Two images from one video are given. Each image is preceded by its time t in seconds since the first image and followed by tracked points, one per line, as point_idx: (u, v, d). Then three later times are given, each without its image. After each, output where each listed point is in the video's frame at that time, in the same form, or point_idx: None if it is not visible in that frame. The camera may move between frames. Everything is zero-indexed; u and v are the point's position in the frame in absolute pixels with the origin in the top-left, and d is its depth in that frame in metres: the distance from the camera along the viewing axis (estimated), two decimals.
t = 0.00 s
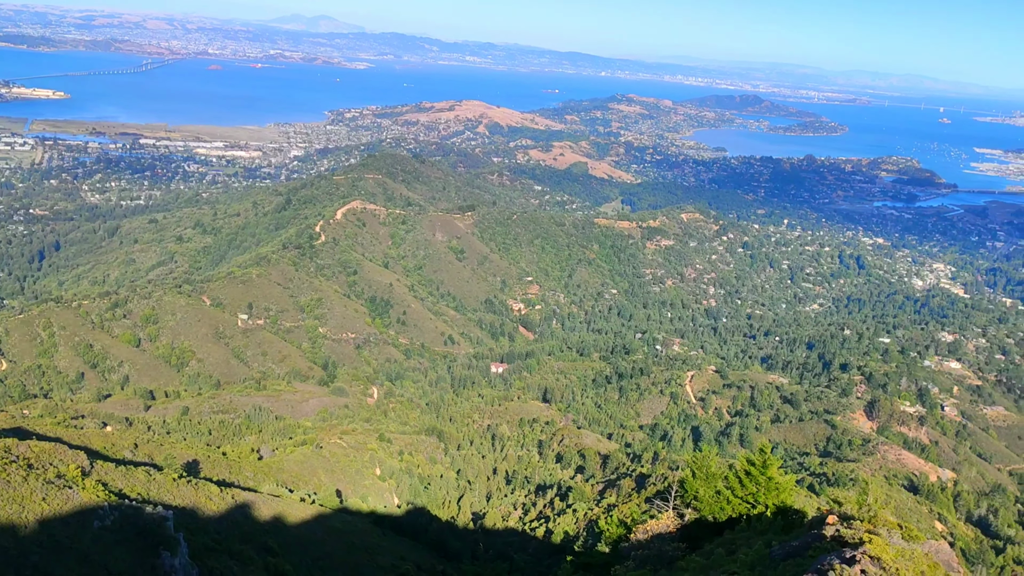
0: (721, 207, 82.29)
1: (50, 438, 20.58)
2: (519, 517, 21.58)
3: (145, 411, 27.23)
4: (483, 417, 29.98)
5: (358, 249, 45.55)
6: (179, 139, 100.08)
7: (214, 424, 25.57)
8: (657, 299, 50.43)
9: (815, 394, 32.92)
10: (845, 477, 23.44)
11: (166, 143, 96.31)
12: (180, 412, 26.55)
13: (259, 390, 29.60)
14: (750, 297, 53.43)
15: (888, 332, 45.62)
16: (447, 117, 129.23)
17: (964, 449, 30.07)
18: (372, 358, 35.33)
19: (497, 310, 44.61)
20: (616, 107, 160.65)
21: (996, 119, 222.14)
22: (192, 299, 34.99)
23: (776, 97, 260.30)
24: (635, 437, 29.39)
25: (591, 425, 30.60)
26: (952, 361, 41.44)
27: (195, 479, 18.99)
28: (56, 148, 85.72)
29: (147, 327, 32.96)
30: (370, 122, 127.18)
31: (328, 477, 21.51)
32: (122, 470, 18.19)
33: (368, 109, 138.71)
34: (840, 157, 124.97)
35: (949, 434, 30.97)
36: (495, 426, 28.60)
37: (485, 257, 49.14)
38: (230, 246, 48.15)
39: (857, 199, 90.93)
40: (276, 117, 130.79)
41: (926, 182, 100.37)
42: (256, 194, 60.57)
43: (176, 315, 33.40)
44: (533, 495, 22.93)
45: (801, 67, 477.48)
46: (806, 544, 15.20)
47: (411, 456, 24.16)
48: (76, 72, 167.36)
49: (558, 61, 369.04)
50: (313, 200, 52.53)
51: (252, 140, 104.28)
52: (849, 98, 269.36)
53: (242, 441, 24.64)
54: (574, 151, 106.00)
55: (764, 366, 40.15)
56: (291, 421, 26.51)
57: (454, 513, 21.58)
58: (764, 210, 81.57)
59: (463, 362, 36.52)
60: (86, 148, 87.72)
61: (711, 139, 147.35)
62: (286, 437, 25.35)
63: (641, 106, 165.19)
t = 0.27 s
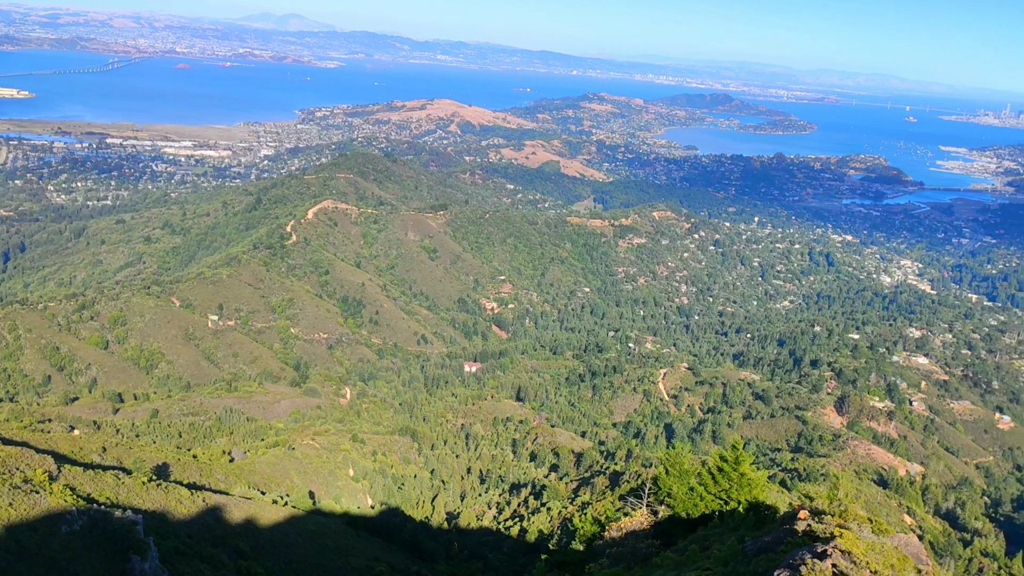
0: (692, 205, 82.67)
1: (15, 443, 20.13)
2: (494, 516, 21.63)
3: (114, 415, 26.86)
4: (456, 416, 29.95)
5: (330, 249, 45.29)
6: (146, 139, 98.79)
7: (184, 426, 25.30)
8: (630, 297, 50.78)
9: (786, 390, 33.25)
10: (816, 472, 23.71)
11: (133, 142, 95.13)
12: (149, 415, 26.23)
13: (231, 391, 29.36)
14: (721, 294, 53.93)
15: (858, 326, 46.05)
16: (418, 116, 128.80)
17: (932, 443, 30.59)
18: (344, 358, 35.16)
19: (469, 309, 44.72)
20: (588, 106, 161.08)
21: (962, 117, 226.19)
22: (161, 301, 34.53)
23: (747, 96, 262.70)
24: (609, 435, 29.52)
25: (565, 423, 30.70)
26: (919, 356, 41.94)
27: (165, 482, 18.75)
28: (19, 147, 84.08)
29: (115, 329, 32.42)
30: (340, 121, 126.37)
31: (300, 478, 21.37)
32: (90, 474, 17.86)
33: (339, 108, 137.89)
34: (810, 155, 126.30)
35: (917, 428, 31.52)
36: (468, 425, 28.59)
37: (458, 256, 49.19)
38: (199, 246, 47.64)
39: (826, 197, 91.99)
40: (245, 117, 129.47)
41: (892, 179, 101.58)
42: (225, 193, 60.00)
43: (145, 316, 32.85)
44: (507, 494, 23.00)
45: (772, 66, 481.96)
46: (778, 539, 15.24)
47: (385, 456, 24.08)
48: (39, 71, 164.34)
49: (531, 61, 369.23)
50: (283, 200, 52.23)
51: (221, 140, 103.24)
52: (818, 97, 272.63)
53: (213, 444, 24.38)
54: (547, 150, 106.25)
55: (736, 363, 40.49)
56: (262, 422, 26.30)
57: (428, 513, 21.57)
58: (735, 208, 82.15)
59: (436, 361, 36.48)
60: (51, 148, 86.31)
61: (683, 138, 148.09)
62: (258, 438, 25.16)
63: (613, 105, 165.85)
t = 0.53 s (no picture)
0: (664, 204, 83.24)
1: None
2: (469, 517, 21.63)
3: (82, 419, 26.45)
4: (431, 417, 29.89)
5: (303, 250, 45.01)
6: (114, 140, 97.45)
7: (155, 430, 24.99)
8: (604, 296, 51.04)
9: (759, 387, 33.57)
10: (789, 469, 23.91)
11: (101, 143, 93.82)
12: (118, 419, 25.86)
13: (202, 395, 29.08)
14: (694, 292, 54.37)
15: (829, 324, 46.57)
16: (391, 116, 128.36)
17: (901, 439, 31.10)
18: (318, 360, 34.98)
19: (444, 310, 44.78)
20: (561, 106, 161.57)
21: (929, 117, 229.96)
22: (130, 303, 34.03)
23: (719, 96, 264.94)
24: (583, 434, 29.66)
25: (540, 423, 30.79)
26: (888, 353, 42.42)
27: (135, 488, 18.49)
28: None
29: (83, 332, 31.80)
30: (312, 121, 125.59)
31: (273, 481, 21.20)
32: (58, 480, 17.53)
33: (311, 109, 137.02)
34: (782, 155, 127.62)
35: (887, 425, 31.98)
36: (443, 426, 28.57)
37: (431, 256, 49.20)
38: (169, 249, 47.16)
39: (796, 196, 93.04)
40: (215, 118, 128.18)
41: (861, 178, 102.83)
42: (194, 195, 59.38)
43: (114, 320, 32.32)
44: (482, 494, 23.03)
45: (745, 66, 486.42)
46: (751, 535, 15.32)
47: (359, 458, 23.96)
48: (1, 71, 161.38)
49: (503, 61, 369.33)
50: (255, 201, 51.85)
51: (191, 141, 102.16)
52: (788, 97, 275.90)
53: (185, 448, 24.11)
54: (520, 150, 106.48)
55: (709, 361, 40.83)
56: (234, 426, 26.08)
57: (403, 514, 21.53)
58: (706, 207, 82.78)
59: (410, 362, 36.44)
60: (16, 149, 84.87)
61: (655, 138, 149.05)
62: (230, 441, 24.93)
63: (585, 105, 166.50)
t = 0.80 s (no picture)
0: (637, 204, 83.69)
1: None
2: (444, 519, 21.60)
3: (49, 426, 26.00)
4: (405, 419, 29.82)
5: (275, 252, 44.67)
6: (81, 141, 95.91)
7: (124, 436, 24.65)
8: (578, 297, 51.20)
9: (732, 386, 33.85)
10: (761, 466, 24.14)
11: (68, 145, 92.37)
12: (87, 425, 25.48)
13: (173, 400, 28.76)
14: (667, 292, 54.74)
15: (801, 323, 47.02)
16: (363, 117, 127.78)
17: (873, 436, 31.49)
18: (291, 363, 34.74)
19: (418, 312, 44.77)
20: (533, 107, 161.79)
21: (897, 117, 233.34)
22: (98, 307, 33.49)
23: (691, 97, 266.95)
24: (558, 434, 29.72)
25: (515, 424, 30.81)
26: (859, 350, 42.80)
27: (105, 495, 18.17)
28: None
29: (50, 337, 31.14)
30: (284, 123, 124.67)
31: (246, 486, 20.99)
32: (25, 488, 17.14)
33: (282, 110, 136.03)
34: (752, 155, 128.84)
35: (858, 421, 32.39)
36: (418, 428, 28.50)
37: (405, 258, 49.13)
38: (138, 252, 46.62)
39: (767, 196, 93.92)
40: (184, 120, 126.86)
41: (830, 178, 103.99)
42: (163, 197, 58.70)
43: (82, 324, 31.72)
44: (457, 496, 23.01)
45: (716, 67, 490.69)
46: (726, 533, 15.30)
47: (333, 461, 23.86)
48: None
49: (475, 62, 368.96)
50: (226, 203, 51.42)
51: (160, 143, 100.98)
52: (756, 98, 278.85)
53: (155, 453, 23.81)
54: (493, 151, 106.57)
55: (682, 360, 41.10)
56: (206, 430, 25.82)
57: (377, 517, 21.45)
58: (679, 207, 83.31)
59: (384, 364, 36.35)
60: None
61: (627, 138, 149.79)
62: (202, 446, 24.68)
63: (558, 106, 166.93)
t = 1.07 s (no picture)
0: (610, 206, 84.06)
1: None
2: (418, 521, 21.56)
3: (15, 432, 25.59)
4: (379, 422, 29.72)
5: (246, 256, 44.37)
6: (47, 143, 94.34)
7: (93, 442, 24.33)
8: (551, 298, 51.29)
9: (704, 386, 34.09)
10: (734, 465, 24.35)
11: (33, 147, 90.83)
12: (54, 431, 25.10)
13: (143, 405, 28.47)
14: (639, 293, 55.00)
15: (772, 322, 47.41)
16: (334, 119, 127.12)
17: (843, 433, 31.89)
18: (263, 367, 34.52)
19: (391, 314, 44.70)
20: (505, 108, 161.86)
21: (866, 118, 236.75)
22: (65, 312, 33.04)
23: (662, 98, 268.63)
24: (532, 435, 29.78)
25: (488, 425, 30.81)
26: (829, 349, 43.15)
27: (74, 502, 17.86)
28: None
29: (17, 343, 30.57)
30: (254, 125, 123.66)
31: (218, 491, 20.83)
32: None
33: (252, 111, 134.94)
34: (725, 156, 129.68)
35: (829, 419, 32.77)
36: (391, 430, 28.43)
37: (377, 260, 49.00)
38: (106, 256, 46.13)
39: (738, 196, 94.62)
40: (153, 122, 125.47)
41: (800, 178, 104.94)
42: (131, 200, 58.02)
43: (48, 329, 31.22)
44: (432, 498, 22.98)
45: (688, 69, 494.74)
46: (699, 532, 15.40)
47: (307, 465, 23.75)
48: None
49: (445, 63, 367.91)
50: (196, 205, 50.99)
51: (127, 145, 99.75)
52: (727, 99, 280.73)
53: (125, 459, 23.53)
54: (465, 152, 106.53)
55: (655, 360, 41.31)
56: (177, 435, 25.58)
57: (351, 521, 21.36)
58: (651, 207, 83.73)
59: (357, 367, 36.26)
60: None
61: (599, 140, 150.31)
62: (172, 452, 24.44)
63: (530, 107, 167.24)
